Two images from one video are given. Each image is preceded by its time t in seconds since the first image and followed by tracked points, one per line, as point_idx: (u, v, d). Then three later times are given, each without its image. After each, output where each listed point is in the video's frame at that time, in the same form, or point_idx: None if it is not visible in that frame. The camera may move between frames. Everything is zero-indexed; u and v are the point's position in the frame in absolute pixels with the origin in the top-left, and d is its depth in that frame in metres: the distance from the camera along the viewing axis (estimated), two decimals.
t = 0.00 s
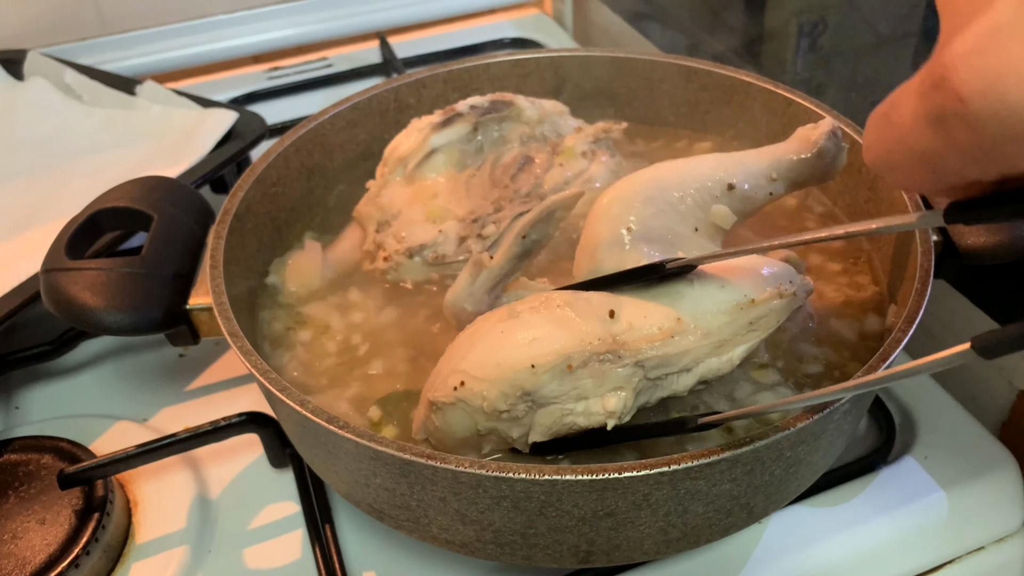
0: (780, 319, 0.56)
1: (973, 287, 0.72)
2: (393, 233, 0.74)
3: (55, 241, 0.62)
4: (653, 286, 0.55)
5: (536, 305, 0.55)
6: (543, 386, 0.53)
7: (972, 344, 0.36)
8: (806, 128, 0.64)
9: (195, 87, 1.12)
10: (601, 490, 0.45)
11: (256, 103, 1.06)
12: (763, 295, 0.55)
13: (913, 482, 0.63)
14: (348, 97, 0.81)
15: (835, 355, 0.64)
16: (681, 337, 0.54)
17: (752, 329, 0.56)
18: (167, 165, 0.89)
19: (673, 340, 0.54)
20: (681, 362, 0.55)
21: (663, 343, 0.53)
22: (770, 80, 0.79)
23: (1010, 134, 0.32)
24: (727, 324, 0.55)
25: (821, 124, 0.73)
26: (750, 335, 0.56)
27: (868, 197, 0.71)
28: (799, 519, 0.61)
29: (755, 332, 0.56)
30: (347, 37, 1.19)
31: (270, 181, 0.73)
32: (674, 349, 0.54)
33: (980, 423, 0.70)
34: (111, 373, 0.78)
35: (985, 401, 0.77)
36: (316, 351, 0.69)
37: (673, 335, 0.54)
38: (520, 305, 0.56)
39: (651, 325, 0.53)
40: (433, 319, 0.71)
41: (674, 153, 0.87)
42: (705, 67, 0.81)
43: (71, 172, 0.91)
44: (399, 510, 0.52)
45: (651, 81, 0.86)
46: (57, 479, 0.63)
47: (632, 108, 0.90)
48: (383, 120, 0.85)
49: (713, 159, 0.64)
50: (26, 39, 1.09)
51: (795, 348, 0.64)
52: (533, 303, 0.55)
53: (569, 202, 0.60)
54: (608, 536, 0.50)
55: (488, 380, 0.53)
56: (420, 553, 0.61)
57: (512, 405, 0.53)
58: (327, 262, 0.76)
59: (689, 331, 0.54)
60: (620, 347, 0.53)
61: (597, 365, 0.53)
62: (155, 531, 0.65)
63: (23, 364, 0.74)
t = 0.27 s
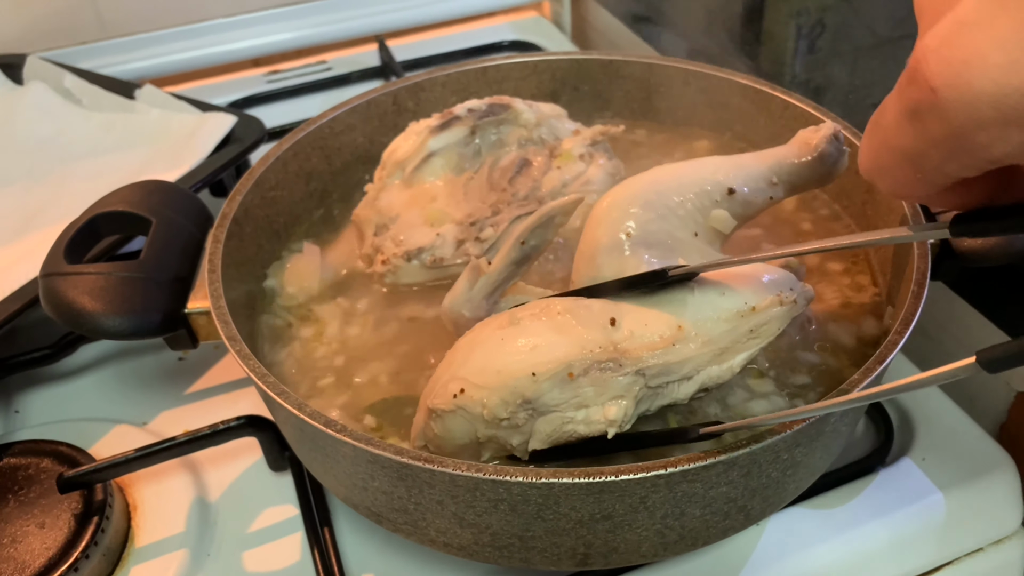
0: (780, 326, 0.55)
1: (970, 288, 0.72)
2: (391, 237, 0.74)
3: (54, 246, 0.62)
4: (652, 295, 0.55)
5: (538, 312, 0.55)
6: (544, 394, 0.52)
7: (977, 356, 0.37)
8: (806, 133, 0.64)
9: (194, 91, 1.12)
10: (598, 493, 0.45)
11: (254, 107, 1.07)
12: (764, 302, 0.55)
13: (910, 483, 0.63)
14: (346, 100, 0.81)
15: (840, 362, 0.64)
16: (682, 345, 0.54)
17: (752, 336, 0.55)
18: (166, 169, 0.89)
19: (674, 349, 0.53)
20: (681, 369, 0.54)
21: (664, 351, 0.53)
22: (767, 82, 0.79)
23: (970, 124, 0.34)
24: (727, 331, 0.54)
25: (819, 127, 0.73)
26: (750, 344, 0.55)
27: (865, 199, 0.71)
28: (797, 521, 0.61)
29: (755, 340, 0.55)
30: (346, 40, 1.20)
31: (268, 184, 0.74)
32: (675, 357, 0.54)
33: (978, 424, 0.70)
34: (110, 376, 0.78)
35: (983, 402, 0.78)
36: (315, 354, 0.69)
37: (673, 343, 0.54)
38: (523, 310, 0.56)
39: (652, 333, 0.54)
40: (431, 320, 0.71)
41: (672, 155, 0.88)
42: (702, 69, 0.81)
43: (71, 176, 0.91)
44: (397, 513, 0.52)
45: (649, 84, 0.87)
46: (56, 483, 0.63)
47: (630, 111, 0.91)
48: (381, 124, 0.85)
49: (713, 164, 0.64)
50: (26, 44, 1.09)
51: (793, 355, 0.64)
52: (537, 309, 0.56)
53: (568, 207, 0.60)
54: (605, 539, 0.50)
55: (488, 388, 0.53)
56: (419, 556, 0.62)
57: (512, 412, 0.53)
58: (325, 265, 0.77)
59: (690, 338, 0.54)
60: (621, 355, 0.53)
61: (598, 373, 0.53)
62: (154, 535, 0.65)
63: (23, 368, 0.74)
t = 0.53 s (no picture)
0: (779, 330, 0.55)
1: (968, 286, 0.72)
2: (388, 236, 0.74)
3: (50, 246, 0.62)
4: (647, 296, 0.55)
5: (535, 315, 0.55)
6: (541, 398, 0.52)
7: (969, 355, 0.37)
8: (805, 132, 0.63)
9: (192, 92, 1.12)
10: (595, 491, 0.45)
11: (252, 108, 1.07)
12: (762, 306, 0.54)
13: (908, 481, 0.63)
14: (344, 100, 0.81)
15: (839, 362, 0.63)
16: (680, 349, 0.53)
17: (752, 340, 0.54)
18: (164, 169, 0.89)
19: (672, 352, 0.53)
20: (679, 373, 0.54)
21: (662, 355, 0.53)
22: (764, 81, 0.79)
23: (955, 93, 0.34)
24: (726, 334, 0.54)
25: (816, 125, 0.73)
26: (748, 348, 0.55)
27: (861, 197, 0.71)
28: (795, 520, 0.61)
29: (754, 344, 0.55)
30: (344, 41, 1.20)
31: (265, 184, 0.74)
32: (672, 362, 0.53)
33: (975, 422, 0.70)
34: (108, 377, 0.78)
35: (982, 399, 0.78)
36: (312, 353, 0.69)
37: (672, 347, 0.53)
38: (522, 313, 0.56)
39: (650, 336, 0.53)
40: (429, 319, 0.71)
41: (669, 154, 0.88)
42: (699, 68, 0.81)
43: (69, 177, 0.91)
44: (393, 512, 0.52)
45: (646, 83, 0.87)
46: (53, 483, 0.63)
47: (627, 110, 0.91)
48: (378, 123, 0.85)
49: (711, 162, 0.64)
50: (23, 45, 1.09)
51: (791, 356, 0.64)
52: (537, 311, 0.56)
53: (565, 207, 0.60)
54: (602, 537, 0.50)
55: (485, 391, 0.53)
56: (416, 554, 0.62)
57: (508, 416, 0.53)
58: (322, 265, 0.77)
59: (688, 343, 0.53)
60: (618, 358, 0.53)
61: (595, 376, 0.53)
62: (151, 535, 0.65)
63: (21, 369, 0.74)
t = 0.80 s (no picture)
0: (775, 330, 0.55)
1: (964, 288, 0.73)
2: (387, 239, 0.74)
3: (50, 250, 0.62)
4: (643, 299, 0.55)
5: (531, 317, 0.56)
6: (538, 399, 0.53)
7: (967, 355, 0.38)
8: (801, 133, 0.63)
9: (191, 95, 1.13)
10: (593, 494, 0.45)
11: (251, 110, 1.07)
12: (758, 307, 0.54)
13: (906, 483, 0.63)
14: (342, 103, 0.81)
15: (834, 362, 0.64)
16: (676, 350, 0.53)
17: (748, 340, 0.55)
18: (163, 172, 0.89)
19: (668, 353, 0.53)
20: (675, 374, 0.54)
21: (659, 356, 0.53)
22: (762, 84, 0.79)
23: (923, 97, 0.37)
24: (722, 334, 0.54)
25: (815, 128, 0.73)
26: (745, 348, 0.55)
27: (858, 199, 0.72)
28: (793, 522, 0.61)
29: (750, 344, 0.55)
30: (343, 43, 1.20)
31: (264, 187, 0.74)
32: (668, 363, 0.53)
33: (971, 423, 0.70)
34: (108, 380, 0.78)
35: (979, 401, 0.78)
36: (312, 356, 0.69)
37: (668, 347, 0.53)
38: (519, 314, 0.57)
39: (646, 338, 0.54)
40: (428, 322, 0.71)
41: (667, 157, 0.88)
42: (697, 71, 0.81)
43: (68, 180, 0.92)
44: (393, 515, 0.52)
45: (644, 86, 0.87)
46: (53, 486, 0.63)
47: (625, 113, 0.91)
48: (377, 126, 0.85)
49: (708, 165, 0.64)
50: (22, 48, 1.09)
51: (788, 359, 0.64)
52: (533, 313, 0.56)
53: (564, 210, 0.60)
54: (601, 539, 0.50)
55: (482, 393, 0.53)
56: (415, 557, 0.62)
57: (506, 417, 0.53)
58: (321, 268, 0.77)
59: (684, 344, 0.54)
60: (615, 360, 0.53)
61: (592, 378, 0.53)
62: (151, 538, 0.65)
63: (21, 372, 0.74)
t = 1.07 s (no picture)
0: (773, 334, 0.54)
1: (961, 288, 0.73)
2: (384, 240, 0.74)
3: (46, 250, 0.62)
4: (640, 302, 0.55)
5: (529, 322, 0.56)
6: (536, 406, 0.52)
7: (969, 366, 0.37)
8: (800, 134, 0.63)
9: (189, 95, 1.12)
10: (590, 494, 0.45)
11: (249, 111, 1.07)
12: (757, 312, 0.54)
13: (903, 483, 0.63)
14: (339, 103, 0.81)
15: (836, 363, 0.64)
16: (674, 357, 0.53)
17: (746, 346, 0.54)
18: (160, 173, 0.89)
19: (667, 360, 0.53)
20: (674, 381, 0.54)
21: (657, 363, 0.53)
22: (759, 84, 0.79)
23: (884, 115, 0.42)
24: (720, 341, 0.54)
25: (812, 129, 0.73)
26: (744, 353, 0.55)
27: (855, 200, 0.72)
28: (790, 522, 0.61)
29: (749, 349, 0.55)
30: (340, 44, 1.20)
31: (261, 188, 0.74)
32: (667, 369, 0.53)
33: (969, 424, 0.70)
34: (104, 381, 0.78)
35: (977, 401, 0.78)
36: (309, 356, 0.69)
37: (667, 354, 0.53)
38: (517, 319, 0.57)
39: (644, 344, 0.54)
40: (425, 322, 0.71)
41: (665, 157, 0.88)
42: (694, 72, 0.81)
43: (65, 180, 0.91)
44: (389, 516, 0.52)
45: (642, 86, 0.87)
46: (50, 486, 0.63)
47: (623, 113, 0.91)
48: (374, 127, 0.85)
49: (706, 165, 0.64)
50: (19, 48, 1.09)
51: (785, 361, 0.64)
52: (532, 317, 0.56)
53: (562, 212, 0.60)
54: (597, 540, 0.50)
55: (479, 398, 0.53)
56: (412, 557, 0.62)
57: (504, 424, 0.53)
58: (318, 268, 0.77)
59: (683, 350, 0.53)
60: (613, 366, 0.53)
61: (591, 385, 0.53)
62: (148, 538, 0.65)
63: (17, 372, 0.74)
